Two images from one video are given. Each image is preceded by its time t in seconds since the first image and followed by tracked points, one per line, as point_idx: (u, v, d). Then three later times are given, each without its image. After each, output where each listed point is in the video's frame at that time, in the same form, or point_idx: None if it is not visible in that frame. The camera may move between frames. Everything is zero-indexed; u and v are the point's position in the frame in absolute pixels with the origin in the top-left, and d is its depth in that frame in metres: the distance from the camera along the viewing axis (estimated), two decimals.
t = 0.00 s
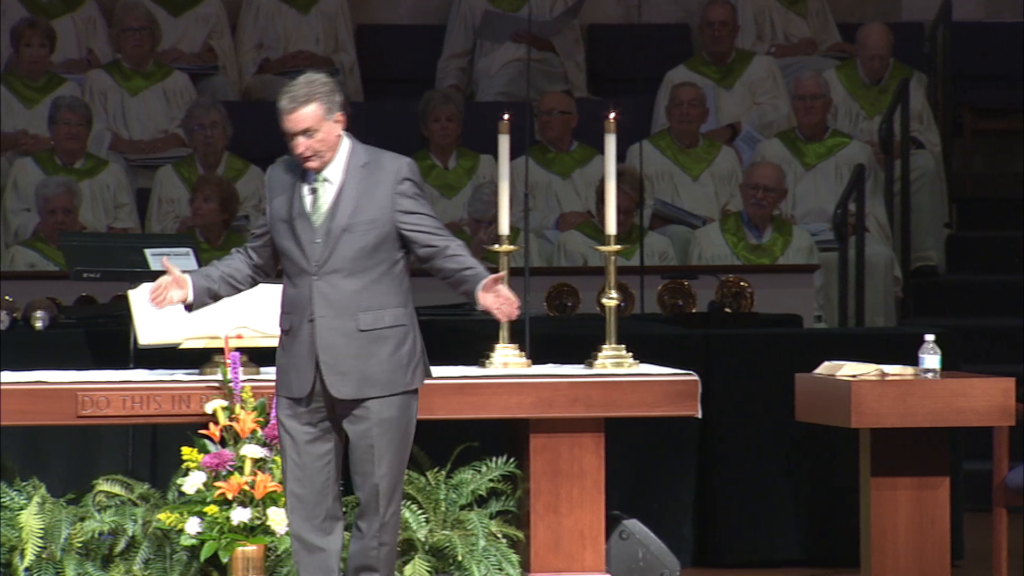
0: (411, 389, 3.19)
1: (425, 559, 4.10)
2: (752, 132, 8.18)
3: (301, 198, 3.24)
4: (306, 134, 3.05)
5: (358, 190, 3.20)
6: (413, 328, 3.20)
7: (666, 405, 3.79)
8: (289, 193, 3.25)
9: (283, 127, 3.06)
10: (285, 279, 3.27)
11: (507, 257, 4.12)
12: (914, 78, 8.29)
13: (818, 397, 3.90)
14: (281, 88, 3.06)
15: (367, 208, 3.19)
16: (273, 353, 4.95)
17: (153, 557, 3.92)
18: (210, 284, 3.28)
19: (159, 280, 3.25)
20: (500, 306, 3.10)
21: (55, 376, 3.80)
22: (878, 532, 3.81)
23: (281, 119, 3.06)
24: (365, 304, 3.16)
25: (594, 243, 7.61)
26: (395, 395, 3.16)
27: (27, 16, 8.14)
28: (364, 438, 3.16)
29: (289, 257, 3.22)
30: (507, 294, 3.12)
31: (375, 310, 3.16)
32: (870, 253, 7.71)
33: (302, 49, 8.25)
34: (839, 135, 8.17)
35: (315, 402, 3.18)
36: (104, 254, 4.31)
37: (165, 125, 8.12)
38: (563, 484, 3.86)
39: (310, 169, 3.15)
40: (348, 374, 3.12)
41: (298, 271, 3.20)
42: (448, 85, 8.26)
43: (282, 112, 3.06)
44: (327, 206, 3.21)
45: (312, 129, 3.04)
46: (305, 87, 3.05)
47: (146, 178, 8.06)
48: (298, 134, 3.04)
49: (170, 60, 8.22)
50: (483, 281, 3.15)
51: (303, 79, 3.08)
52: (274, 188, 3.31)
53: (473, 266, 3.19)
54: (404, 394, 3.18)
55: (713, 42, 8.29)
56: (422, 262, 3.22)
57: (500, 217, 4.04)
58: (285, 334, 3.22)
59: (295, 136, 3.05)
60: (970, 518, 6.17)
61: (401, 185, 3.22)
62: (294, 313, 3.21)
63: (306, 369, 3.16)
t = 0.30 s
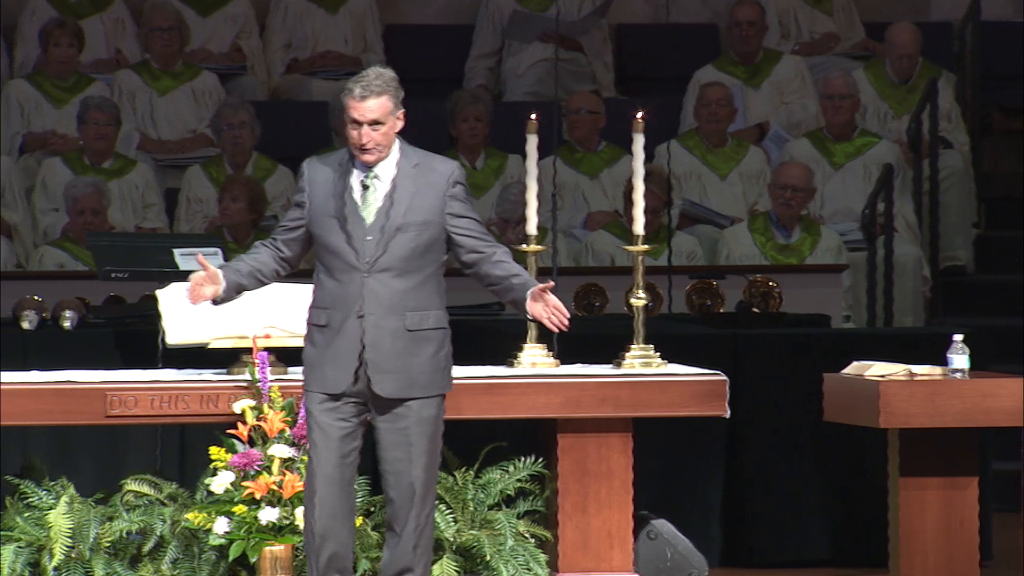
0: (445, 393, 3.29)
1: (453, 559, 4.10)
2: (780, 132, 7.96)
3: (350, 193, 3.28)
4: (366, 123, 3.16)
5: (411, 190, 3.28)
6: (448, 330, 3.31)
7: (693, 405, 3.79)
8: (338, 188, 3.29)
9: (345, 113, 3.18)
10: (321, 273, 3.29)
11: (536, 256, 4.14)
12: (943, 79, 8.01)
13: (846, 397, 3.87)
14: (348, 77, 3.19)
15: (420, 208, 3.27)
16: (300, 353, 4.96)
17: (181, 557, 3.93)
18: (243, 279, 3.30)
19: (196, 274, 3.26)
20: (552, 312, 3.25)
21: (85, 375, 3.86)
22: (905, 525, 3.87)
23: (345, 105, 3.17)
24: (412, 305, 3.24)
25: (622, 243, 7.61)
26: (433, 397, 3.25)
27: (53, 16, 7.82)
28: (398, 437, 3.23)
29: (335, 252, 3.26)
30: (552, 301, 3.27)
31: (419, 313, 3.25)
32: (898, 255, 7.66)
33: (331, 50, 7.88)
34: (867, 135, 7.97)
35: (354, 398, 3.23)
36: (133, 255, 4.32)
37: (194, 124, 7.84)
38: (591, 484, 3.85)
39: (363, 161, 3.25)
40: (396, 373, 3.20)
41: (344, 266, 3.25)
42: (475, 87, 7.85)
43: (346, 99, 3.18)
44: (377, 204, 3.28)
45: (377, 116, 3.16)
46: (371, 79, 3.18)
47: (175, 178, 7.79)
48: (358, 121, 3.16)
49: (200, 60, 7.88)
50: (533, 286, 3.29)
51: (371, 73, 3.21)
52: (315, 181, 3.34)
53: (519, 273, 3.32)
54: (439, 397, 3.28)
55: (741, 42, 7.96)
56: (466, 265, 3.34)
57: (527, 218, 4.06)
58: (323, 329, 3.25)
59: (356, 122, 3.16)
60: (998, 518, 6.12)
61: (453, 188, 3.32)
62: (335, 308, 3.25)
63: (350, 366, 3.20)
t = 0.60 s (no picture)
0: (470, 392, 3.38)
1: (478, 559, 4.09)
2: (805, 132, 7.45)
3: (377, 194, 3.39)
4: (389, 138, 3.23)
5: (439, 190, 3.37)
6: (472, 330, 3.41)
7: (716, 405, 3.92)
8: (366, 188, 3.39)
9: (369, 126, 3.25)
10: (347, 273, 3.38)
11: (559, 256, 4.13)
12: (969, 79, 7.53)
13: (870, 395, 3.86)
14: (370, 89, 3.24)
15: (447, 208, 3.37)
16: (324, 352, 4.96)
17: (206, 557, 3.96)
18: (276, 278, 3.37)
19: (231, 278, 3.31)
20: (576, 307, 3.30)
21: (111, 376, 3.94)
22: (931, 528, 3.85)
23: (370, 119, 3.23)
24: (438, 305, 3.34)
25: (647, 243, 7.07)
26: (458, 397, 3.34)
27: (78, 15, 7.20)
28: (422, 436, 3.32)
29: (362, 253, 3.35)
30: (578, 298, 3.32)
31: (445, 313, 3.34)
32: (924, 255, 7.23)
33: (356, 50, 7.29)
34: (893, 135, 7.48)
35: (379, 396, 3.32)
36: (157, 254, 4.35)
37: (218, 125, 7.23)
38: (615, 483, 3.97)
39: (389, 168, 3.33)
40: (423, 373, 3.29)
41: (371, 267, 3.34)
42: (500, 86, 7.25)
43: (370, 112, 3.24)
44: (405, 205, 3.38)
45: (402, 130, 3.22)
46: (392, 91, 3.23)
47: (200, 179, 7.18)
48: (381, 137, 3.23)
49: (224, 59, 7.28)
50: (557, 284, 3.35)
51: (393, 83, 3.25)
52: (342, 180, 3.44)
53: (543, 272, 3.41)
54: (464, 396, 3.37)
55: (765, 42, 7.44)
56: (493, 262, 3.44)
57: (552, 217, 4.07)
58: (349, 328, 3.34)
59: (379, 138, 3.24)
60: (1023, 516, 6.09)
61: (479, 189, 3.42)
62: (361, 307, 3.34)
63: (377, 364, 3.29)
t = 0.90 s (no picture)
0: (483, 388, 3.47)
1: (503, 559, 4.08)
2: (830, 132, 7.35)
3: (387, 193, 3.47)
4: (399, 136, 3.33)
5: (447, 189, 3.46)
6: (483, 325, 3.50)
7: (741, 404, 3.95)
8: (373, 189, 3.47)
9: (379, 125, 3.35)
10: (357, 274, 3.46)
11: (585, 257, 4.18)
12: (993, 78, 7.40)
13: (896, 396, 3.92)
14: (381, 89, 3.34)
15: (456, 207, 3.46)
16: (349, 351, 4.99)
17: (231, 556, 3.99)
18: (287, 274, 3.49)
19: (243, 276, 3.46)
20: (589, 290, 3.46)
21: (137, 375, 3.97)
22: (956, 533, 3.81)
23: (382, 118, 3.33)
24: (450, 303, 3.43)
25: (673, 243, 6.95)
26: (472, 393, 3.43)
27: (103, 15, 7.03)
28: (436, 433, 3.41)
29: (373, 254, 3.44)
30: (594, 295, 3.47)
31: (457, 311, 3.43)
32: (950, 255, 7.09)
33: (381, 50, 7.19)
34: (918, 134, 7.36)
35: (393, 395, 3.41)
36: (183, 255, 4.40)
37: (244, 125, 7.06)
38: (641, 483, 3.99)
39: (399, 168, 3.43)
40: (437, 371, 3.39)
41: (382, 268, 3.42)
42: (525, 86, 7.10)
43: (380, 111, 3.34)
44: (414, 204, 3.47)
45: (413, 130, 3.33)
46: (401, 91, 3.33)
47: (226, 179, 6.99)
48: (391, 135, 3.33)
49: (250, 60, 7.13)
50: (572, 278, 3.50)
51: (404, 83, 3.35)
52: (348, 181, 3.52)
53: (551, 265, 3.52)
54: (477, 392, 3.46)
55: (791, 42, 7.36)
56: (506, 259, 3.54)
57: (580, 219, 4.10)
58: (360, 329, 3.43)
59: (389, 136, 3.34)
60: None
61: (488, 188, 3.52)
62: (372, 308, 3.42)
63: (391, 365, 3.38)
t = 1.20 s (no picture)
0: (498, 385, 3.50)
1: (529, 559, 4.07)
2: (857, 132, 7.29)
3: (397, 197, 3.47)
4: (413, 122, 3.34)
5: (455, 187, 3.49)
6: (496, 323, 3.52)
7: (769, 404, 3.94)
8: (382, 193, 3.47)
9: (392, 113, 3.36)
10: (372, 281, 3.44)
11: (609, 257, 4.18)
12: None
13: (923, 396, 3.79)
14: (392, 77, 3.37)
15: (467, 205, 3.48)
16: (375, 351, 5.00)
17: (258, 556, 4.00)
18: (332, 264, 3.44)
19: (302, 243, 3.37)
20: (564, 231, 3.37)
21: (163, 374, 3.99)
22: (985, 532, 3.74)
23: (400, 106, 3.33)
24: (467, 302, 3.44)
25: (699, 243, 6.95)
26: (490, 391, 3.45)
27: (129, 15, 7.02)
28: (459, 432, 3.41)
29: (389, 259, 3.43)
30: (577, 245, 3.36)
31: (474, 311, 3.45)
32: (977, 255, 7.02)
33: (408, 50, 7.15)
34: (944, 135, 7.30)
35: (414, 397, 3.40)
36: (211, 255, 4.42)
37: (270, 125, 7.04)
38: (668, 484, 3.98)
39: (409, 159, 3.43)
40: (459, 371, 3.39)
41: (399, 272, 3.42)
42: (551, 86, 7.05)
43: (393, 99, 3.36)
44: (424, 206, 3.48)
45: (431, 116, 3.35)
46: (414, 78, 3.35)
47: (252, 179, 7.00)
48: (405, 122, 3.35)
49: (276, 60, 7.10)
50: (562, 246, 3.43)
51: (415, 73, 3.38)
52: (353, 186, 3.50)
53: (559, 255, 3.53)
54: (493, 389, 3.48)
55: (817, 41, 7.28)
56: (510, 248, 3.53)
57: (606, 217, 4.06)
58: (377, 334, 3.41)
59: (403, 122, 3.35)
60: None
61: (494, 183, 3.56)
62: (390, 313, 3.41)
63: (413, 367, 3.37)
